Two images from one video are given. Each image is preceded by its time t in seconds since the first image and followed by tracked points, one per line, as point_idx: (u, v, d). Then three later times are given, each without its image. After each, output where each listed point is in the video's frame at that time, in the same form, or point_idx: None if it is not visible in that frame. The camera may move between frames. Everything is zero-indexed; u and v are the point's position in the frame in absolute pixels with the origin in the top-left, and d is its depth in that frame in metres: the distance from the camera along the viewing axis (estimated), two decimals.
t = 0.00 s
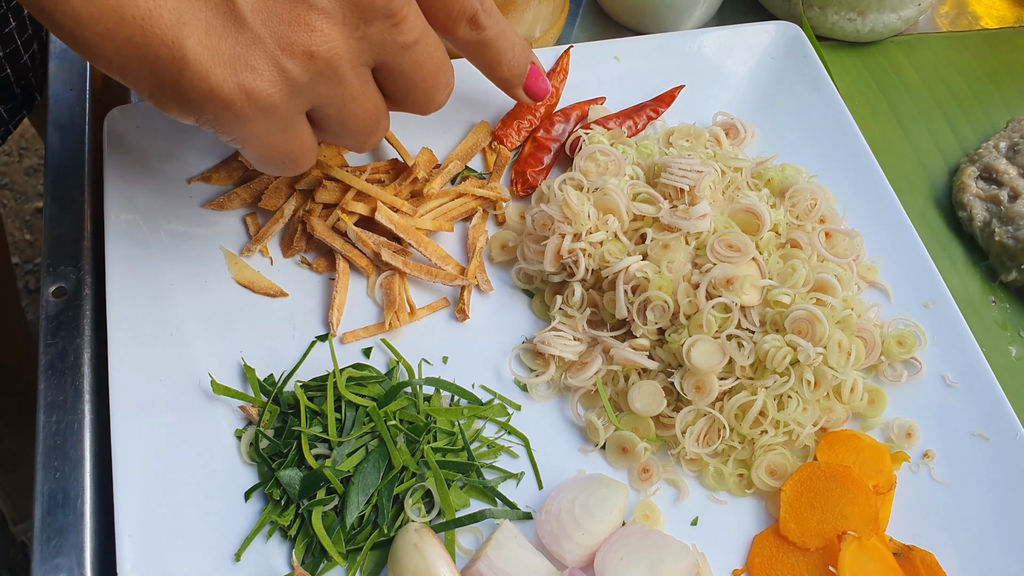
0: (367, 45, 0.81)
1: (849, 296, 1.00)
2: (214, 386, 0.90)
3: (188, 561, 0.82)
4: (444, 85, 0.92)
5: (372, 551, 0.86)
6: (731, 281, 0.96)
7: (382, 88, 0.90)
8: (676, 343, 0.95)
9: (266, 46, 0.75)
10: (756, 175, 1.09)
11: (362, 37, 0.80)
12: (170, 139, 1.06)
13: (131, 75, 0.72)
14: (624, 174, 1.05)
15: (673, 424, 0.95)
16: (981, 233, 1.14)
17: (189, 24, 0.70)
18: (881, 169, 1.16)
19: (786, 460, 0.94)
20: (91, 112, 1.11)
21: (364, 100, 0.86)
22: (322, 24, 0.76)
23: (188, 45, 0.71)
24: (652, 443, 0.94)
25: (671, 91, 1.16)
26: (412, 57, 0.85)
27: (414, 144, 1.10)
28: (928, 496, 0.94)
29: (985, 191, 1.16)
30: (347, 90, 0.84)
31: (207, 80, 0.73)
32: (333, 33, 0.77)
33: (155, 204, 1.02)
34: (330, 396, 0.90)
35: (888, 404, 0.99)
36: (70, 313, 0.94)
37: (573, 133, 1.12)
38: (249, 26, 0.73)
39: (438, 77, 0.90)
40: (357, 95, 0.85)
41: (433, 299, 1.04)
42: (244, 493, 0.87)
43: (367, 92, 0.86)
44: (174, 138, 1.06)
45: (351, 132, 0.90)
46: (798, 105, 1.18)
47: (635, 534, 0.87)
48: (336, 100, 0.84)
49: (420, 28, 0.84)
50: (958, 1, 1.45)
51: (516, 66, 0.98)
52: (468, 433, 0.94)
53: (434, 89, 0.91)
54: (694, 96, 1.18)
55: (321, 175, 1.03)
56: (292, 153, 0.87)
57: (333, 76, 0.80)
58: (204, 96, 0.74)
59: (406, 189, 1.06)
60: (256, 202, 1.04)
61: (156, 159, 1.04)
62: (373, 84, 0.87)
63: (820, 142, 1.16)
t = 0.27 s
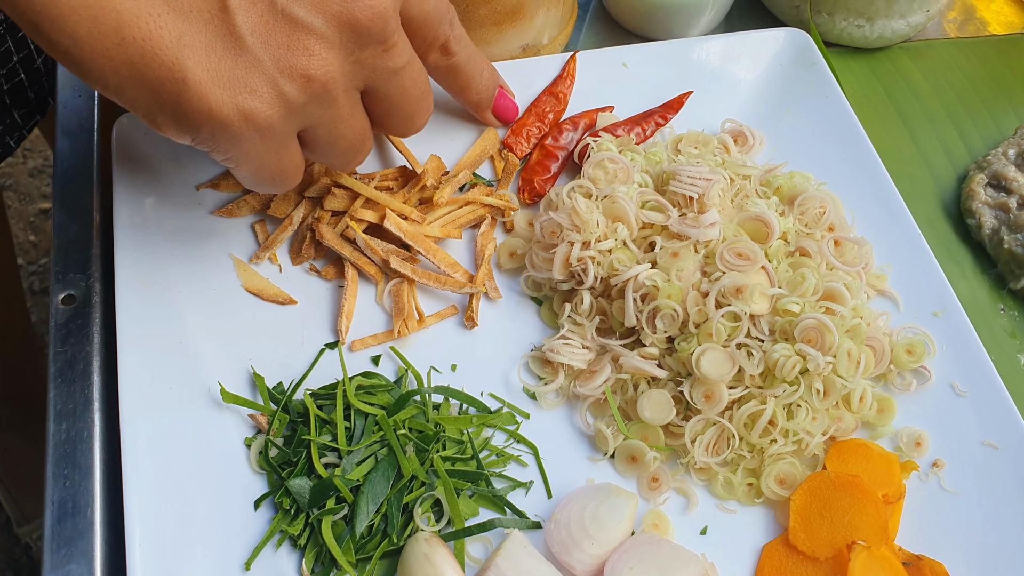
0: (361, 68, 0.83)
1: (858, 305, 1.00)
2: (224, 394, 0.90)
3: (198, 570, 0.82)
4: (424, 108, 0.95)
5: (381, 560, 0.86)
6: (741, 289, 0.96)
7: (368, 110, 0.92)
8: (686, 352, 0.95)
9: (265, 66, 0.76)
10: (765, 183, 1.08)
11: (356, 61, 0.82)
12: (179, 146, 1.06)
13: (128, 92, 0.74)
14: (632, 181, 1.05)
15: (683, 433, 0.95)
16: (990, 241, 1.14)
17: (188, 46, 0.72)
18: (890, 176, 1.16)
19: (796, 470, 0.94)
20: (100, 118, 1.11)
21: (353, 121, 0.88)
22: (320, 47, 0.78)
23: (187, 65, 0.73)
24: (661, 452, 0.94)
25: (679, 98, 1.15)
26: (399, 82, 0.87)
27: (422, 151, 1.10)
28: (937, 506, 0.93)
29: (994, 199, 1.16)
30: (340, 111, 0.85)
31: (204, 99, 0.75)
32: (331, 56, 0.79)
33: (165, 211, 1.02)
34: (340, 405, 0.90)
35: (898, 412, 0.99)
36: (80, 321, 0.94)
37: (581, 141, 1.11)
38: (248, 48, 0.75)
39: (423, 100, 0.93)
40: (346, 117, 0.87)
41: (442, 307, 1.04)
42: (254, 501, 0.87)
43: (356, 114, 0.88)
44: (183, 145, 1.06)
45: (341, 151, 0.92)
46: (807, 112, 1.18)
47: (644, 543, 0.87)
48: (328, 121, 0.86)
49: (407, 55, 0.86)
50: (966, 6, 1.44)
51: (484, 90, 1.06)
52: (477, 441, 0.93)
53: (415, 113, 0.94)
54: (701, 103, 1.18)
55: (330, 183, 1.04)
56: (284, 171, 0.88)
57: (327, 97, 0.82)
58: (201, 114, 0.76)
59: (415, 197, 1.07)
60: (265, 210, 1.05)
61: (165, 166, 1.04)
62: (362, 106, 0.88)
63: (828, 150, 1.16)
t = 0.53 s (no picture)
0: (334, 71, 0.84)
1: (869, 309, 0.99)
2: (231, 398, 0.90)
3: None
4: (397, 106, 0.95)
5: (390, 565, 0.85)
6: (751, 293, 0.95)
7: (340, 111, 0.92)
8: (695, 356, 0.94)
9: (245, 76, 0.77)
10: (774, 186, 1.08)
11: (331, 63, 0.82)
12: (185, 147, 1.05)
13: (99, 101, 0.74)
14: (642, 184, 1.05)
15: (693, 438, 0.94)
16: (1000, 244, 1.14)
17: (163, 54, 0.73)
18: (899, 179, 1.16)
19: (806, 475, 0.93)
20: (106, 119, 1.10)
21: (326, 124, 0.89)
22: (297, 53, 0.78)
23: (162, 74, 0.73)
24: (671, 457, 0.93)
25: (688, 100, 1.15)
26: (372, 83, 0.88)
27: (430, 153, 1.09)
28: (949, 512, 0.92)
29: (1005, 202, 1.15)
30: (314, 115, 0.86)
31: (181, 109, 0.76)
32: (308, 63, 0.80)
33: (171, 214, 1.01)
34: (348, 408, 0.90)
35: (909, 418, 0.98)
36: (85, 325, 0.94)
37: (589, 143, 1.11)
38: (224, 56, 0.75)
39: (394, 101, 0.94)
40: (321, 118, 0.87)
41: (449, 310, 1.03)
42: (261, 506, 0.87)
43: (329, 117, 0.89)
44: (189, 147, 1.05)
45: (311, 152, 0.92)
46: (816, 114, 1.18)
47: (655, 550, 0.86)
48: (303, 126, 0.86)
49: (379, 54, 0.86)
50: (975, 8, 1.43)
51: (474, 80, 1.06)
52: (486, 446, 0.93)
53: (389, 114, 0.95)
54: (710, 105, 1.18)
55: (337, 185, 1.03)
56: (257, 172, 0.89)
57: (302, 102, 0.83)
58: (177, 123, 0.77)
59: (422, 199, 1.06)
60: (272, 211, 1.04)
61: (171, 168, 1.04)
62: (334, 109, 0.89)
63: (836, 153, 1.15)
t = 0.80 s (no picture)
0: (234, 24, 0.69)
1: (872, 311, 0.99)
2: (231, 401, 0.89)
3: None
4: (363, 67, 0.78)
5: (391, 569, 0.85)
6: (754, 296, 0.95)
7: (280, 74, 0.77)
8: (698, 359, 0.94)
9: (98, 36, 0.65)
10: (777, 188, 1.07)
11: (219, 17, 0.68)
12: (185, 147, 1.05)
13: None
14: (644, 185, 1.04)
15: (695, 441, 0.94)
16: (1004, 246, 1.13)
17: (8, 18, 0.63)
18: (902, 181, 1.15)
19: (808, 478, 0.93)
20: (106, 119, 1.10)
21: (249, 87, 0.75)
22: (162, 6, 0.65)
23: (10, 40, 0.63)
24: (673, 460, 0.93)
25: (690, 101, 1.14)
26: (298, 41, 0.71)
27: (431, 155, 1.09)
28: (952, 515, 0.92)
29: (1008, 204, 1.14)
30: (217, 78, 0.73)
31: (38, 78, 0.66)
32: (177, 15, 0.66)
33: (171, 215, 1.01)
34: (348, 411, 0.89)
35: (912, 421, 0.97)
36: (85, 326, 0.93)
37: (591, 144, 1.10)
38: (73, 17, 0.64)
39: (341, 56, 0.75)
40: (233, 81, 0.73)
41: (451, 312, 1.03)
42: (261, 509, 0.86)
43: (252, 75, 0.74)
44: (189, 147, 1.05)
45: (243, 119, 0.79)
46: (819, 115, 1.17)
47: (656, 553, 0.86)
48: (207, 88, 0.73)
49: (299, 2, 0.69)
50: (978, 9, 1.43)
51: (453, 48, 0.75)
52: (487, 448, 0.92)
53: (343, 67, 0.76)
54: (712, 106, 1.17)
55: (337, 187, 1.03)
56: (168, 143, 0.78)
57: (187, 62, 0.69)
58: (41, 96, 0.67)
59: (423, 201, 1.05)
60: (272, 213, 1.03)
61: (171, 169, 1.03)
62: (253, 66, 0.74)
63: (839, 154, 1.15)
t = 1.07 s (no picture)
0: (146, 84, 0.72)
1: (870, 327, 0.99)
2: (232, 416, 0.90)
3: None
4: (276, 123, 0.83)
5: None
6: (752, 312, 0.96)
7: (193, 127, 0.81)
8: (696, 375, 0.94)
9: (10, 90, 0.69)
10: (775, 203, 1.08)
11: (133, 77, 0.71)
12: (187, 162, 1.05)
13: None
14: (643, 201, 1.05)
15: (693, 457, 0.95)
16: (1001, 260, 1.14)
17: None
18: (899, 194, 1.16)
19: (806, 493, 0.94)
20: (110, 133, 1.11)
21: (163, 140, 0.79)
22: (74, 68, 0.69)
23: None
24: (672, 475, 0.93)
25: (689, 115, 1.15)
26: (213, 102, 0.76)
27: (432, 169, 1.10)
28: (949, 530, 0.92)
29: (1005, 218, 1.15)
30: (130, 131, 0.76)
31: None
32: (89, 76, 0.70)
33: (174, 229, 1.02)
34: (349, 426, 0.90)
35: (909, 436, 0.98)
36: (87, 340, 0.94)
37: (591, 158, 1.11)
38: None
39: (253, 113, 0.79)
40: (144, 134, 0.77)
41: (451, 326, 1.03)
42: (263, 524, 0.87)
43: (166, 130, 0.79)
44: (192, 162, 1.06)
45: (156, 166, 0.83)
46: (817, 129, 1.18)
47: (655, 569, 0.87)
48: (120, 142, 0.77)
49: (215, 62, 0.73)
50: (976, 21, 1.44)
51: (381, 105, 0.83)
52: (487, 463, 0.93)
53: (257, 123, 0.81)
54: (712, 120, 1.18)
55: (339, 202, 1.03)
56: (81, 190, 0.82)
57: (99, 117, 0.73)
58: None
59: (424, 215, 1.06)
60: (274, 227, 1.04)
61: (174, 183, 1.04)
62: (168, 121, 0.78)
63: (837, 168, 1.15)
